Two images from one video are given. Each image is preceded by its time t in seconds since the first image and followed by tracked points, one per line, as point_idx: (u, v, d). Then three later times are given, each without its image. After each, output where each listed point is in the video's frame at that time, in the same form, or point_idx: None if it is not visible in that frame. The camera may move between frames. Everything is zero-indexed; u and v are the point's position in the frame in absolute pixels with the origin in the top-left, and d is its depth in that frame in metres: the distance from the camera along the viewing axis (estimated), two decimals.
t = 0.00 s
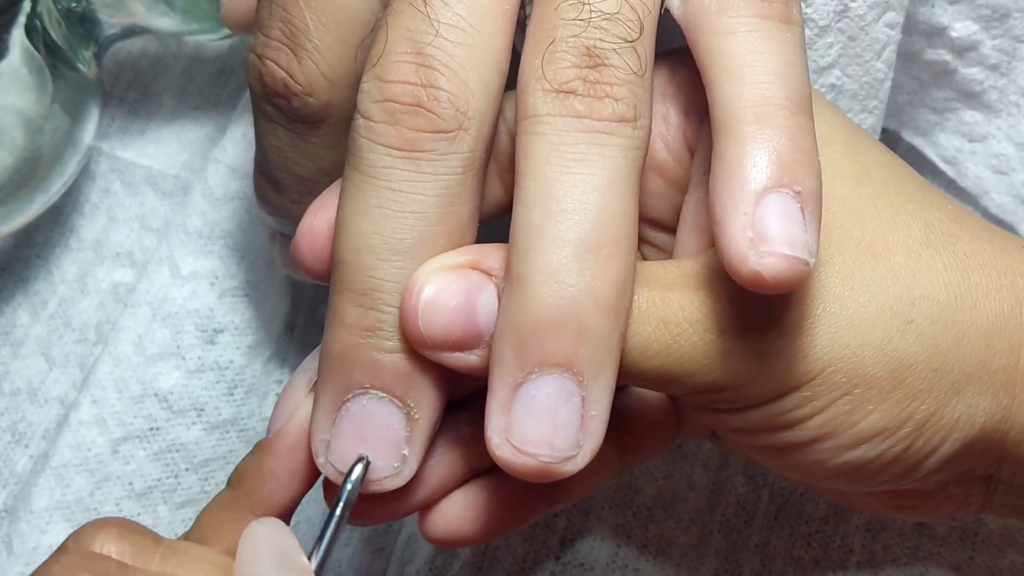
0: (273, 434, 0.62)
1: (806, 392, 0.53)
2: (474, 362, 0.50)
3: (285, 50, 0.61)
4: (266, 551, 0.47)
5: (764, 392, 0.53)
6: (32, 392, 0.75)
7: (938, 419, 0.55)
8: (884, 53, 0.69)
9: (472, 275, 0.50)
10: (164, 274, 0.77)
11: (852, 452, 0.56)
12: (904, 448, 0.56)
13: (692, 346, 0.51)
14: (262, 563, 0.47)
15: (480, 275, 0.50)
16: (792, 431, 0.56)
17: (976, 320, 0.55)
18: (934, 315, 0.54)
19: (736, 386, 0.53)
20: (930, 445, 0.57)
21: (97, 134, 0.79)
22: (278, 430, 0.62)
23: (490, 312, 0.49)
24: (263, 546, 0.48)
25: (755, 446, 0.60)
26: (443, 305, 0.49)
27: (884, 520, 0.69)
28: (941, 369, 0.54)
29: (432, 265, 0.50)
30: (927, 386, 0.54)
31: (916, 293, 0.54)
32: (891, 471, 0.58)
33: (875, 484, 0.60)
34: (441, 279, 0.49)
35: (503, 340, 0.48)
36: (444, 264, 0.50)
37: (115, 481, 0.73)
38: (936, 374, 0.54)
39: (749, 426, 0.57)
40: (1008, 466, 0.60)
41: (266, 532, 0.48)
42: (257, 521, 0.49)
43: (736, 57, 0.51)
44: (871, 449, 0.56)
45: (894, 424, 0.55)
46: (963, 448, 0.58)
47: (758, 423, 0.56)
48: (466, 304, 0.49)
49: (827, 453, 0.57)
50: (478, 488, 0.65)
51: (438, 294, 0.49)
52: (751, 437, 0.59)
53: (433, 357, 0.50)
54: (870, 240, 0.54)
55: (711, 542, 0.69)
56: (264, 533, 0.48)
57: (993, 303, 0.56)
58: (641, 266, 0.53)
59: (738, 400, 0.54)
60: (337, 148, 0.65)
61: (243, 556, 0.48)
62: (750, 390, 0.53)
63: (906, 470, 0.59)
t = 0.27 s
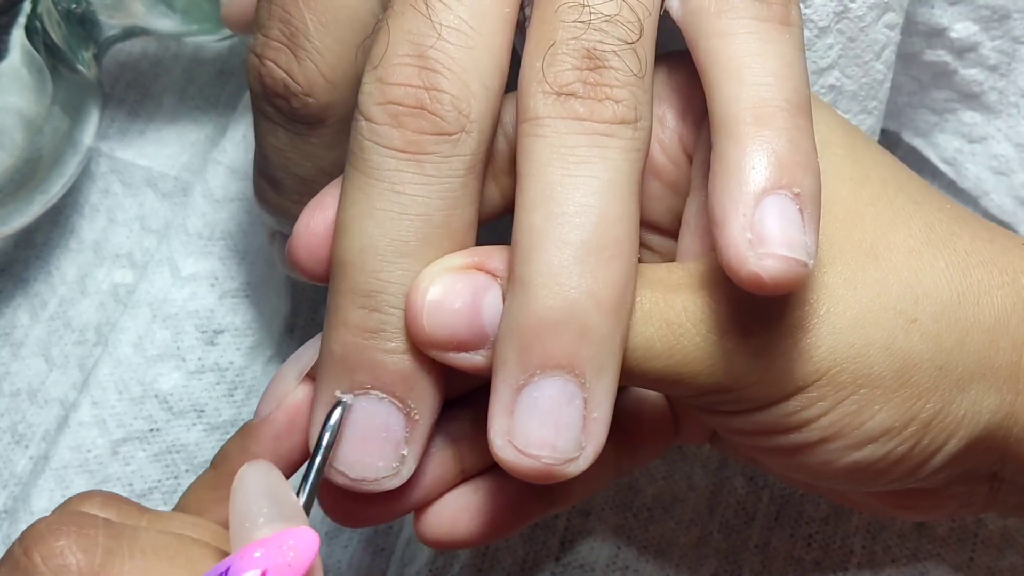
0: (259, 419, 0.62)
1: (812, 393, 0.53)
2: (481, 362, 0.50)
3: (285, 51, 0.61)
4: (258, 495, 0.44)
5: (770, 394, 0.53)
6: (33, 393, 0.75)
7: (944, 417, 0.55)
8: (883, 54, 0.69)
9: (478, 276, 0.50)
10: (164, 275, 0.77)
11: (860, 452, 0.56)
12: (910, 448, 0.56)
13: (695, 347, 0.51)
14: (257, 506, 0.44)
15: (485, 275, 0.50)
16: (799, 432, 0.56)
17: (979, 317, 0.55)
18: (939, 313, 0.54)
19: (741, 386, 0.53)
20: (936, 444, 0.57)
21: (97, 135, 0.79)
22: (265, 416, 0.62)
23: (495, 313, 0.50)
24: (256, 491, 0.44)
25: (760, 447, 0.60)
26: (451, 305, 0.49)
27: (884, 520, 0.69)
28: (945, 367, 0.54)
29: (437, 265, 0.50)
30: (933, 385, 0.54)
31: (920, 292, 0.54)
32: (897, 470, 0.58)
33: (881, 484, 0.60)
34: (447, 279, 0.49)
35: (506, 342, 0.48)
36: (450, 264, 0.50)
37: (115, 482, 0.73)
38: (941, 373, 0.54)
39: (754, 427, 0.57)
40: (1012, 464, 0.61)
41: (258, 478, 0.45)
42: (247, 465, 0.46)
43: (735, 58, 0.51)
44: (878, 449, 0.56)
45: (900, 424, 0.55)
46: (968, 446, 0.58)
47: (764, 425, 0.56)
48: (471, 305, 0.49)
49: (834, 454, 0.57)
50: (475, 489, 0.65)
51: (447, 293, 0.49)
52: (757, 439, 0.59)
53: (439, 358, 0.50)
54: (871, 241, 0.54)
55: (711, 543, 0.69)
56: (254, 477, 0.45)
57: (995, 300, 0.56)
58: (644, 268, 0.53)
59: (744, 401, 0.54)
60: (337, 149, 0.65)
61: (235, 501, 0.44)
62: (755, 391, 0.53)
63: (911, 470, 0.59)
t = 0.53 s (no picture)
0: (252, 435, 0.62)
1: (813, 395, 0.53)
2: (482, 365, 0.50)
3: (286, 52, 0.61)
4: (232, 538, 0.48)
5: (772, 396, 0.53)
6: (33, 393, 0.74)
7: (945, 418, 0.55)
8: (883, 55, 0.69)
9: (480, 279, 0.50)
10: (165, 275, 0.77)
11: (862, 454, 0.56)
12: (911, 449, 0.56)
13: (696, 349, 0.51)
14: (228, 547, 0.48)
15: (487, 278, 0.50)
16: (801, 435, 0.56)
17: (980, 317, 0.55)
18: (939, 314, 0.54)
19: (743, 388, 0.53)
20: (938, 444, 0.57)
21: (97, 135, 0.79)
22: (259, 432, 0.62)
23: (496, 316, 0.50)
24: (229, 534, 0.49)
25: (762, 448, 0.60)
26: (452, 309, 0.49)
27: (884, 521, 0.69)
28: (946, 367, 0.54)
29: (438, 269, 0.50)
30: (935, 385, 0.54)
31: (920, 293, 0.54)
32: (899, 471, 0.58)
33: (883, 485, 0.60)
34: (449, 283, 0.50)
35: (507, 345, 0.48)
36: (452, 267, 0.50)
37: (115, 482, 0.73)
38: (942, 373, 0.54)
39: (756, 429, 0.57)
40: (1013, 463, 0.61)
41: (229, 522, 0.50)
42: (222, 510, 0.51)
43: (736, 61, 0.51)
44: (880, 450, 0.56)
45: (902, 425, 0.55)
46: (970, 446, 0.58)
47: (766, 427, 0.56)
48: (473, 308, 0.49)
49: (837, 456, 0.57)
50: (475, 490, 0.65)
51: (448, 298, 0.49)
52: (759, 441, 0.59)
53: (441, 360, 0.50)
54: (872, 242, 0.54)
55: (711, 544, 0.69)
56: (229, 522, 0.50)
57: (996, 299, 0.56)
58: (645, 270, 0.53)
59: (746, 403, 0.54)
60: (337, 151, 0.65)
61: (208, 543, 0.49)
62: (757, 393, 0.53)
63: (913, 470, 0.59)
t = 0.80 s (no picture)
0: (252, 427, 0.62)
1: (813, 393, 0.53)
2: (482, 364, 0.50)
3: (286, 51, 0.61)
4: (241, 529, 0.47)
5: (772, 394, 0.53)
6: (32, 392, 0.75)
7: (945, 415, 0.56)
8: (883, 54, 0.69)
9: (480, 278, 0.50)
10: (164, 274, 0.77)
11: (862, 452, 0.56)
12: (911, 446, 0.57)
13: (696, 347, 0.51)
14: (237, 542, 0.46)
15: (487, 277, 0.50)
16: (801, 433, 0.56)
17: (979, 314, 0.56)
18: (938, 312, 0.54)
19: (743, 386, 0.53)
20: (938, 441, 0.57)
21: (96, 134, 0.79)
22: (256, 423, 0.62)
23: (496, 316, 0.50)
24: (238, 529, 0.47)
25: (762, 446, 0.60)
26: (452, 308, 0.49)
27: (883, 519, 0.69)
28: (946, 365, 0.54)
29: (438, 269, 0.50)
30: (935, 383, 0.54)
31: (919, 291, 0.54)
32: (899, 469, 0.58)
33: (883, 482, 0.60)
34: (449, 282, 0.50)
35: (507, 344, 0.48)
36: (452, 266, 0.50)
37: (115, 481, 0.73)
38: (942, 370, 0.54)
39: (756, 427, 0.57)
40: (1012, 461, 0.61)
41: (240, 516, 0.47)
42: (232, 503, 0.49)
43: (736, 60, 0.51)
44: (881, 447, 0.56)
45: (902, 423, 0.55)
46: (970, 443, 0.58)
47: (767, 425, 0.56)
48: (473, 307, 0.50)
49: (837, 453, 0.57)
50: (475, 488, 0.65)
51: (448, 297, 0.49)
52: (760, 439, 0.59)
53: (441, 359, 0.50)
54: (871, 240, 0.55)
55: (710, 542, 0.70)
56: (240, 517, 0.48)
57: (995, 297, 0.56)
58: (645, 269, 0.53)
59: (747, 401, 0.54)
60: (337, 149, 0.65)
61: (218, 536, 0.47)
62: (757, 391, 0.53)
63: (913, 468, 0.59)
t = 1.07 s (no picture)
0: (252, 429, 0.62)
1: (814, 393, 0.53)
2: (482, 364, 0.50)
3: (286, 51, 0.61)
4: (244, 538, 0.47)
5: (773, 394, 0.53)
6: (33, 392, 0.75)
7: (946, 415, 0.55)
8: (883, 54, 0.69)
9: (480, 278, 0.50)
10: (165, 274, 0.77)
11: (863, 451, 0.56)
12: (912, 446, 0.56)
13: (697, 347, 0.51)
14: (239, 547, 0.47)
15: (487, 278, 0.50)
16: (802, 433, 0.56)
17: (980, 314, 0.55)
18: (939, 312, 0.54)
19: (744, 385, 0.53)
20: (939, 441, 0.57)
21: (96, 134, 0.79)
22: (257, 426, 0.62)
23: (496, 316, 0.50)
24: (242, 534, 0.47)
25: (763, 446, 0.60)
26: (452, 308, 0.49)
27: (883, 520, 0.69)
28: (947, 365, 0.54)
29: (439, 269, 0.50)
30: (936, 382, 0.54)
31: (920, 290, 0.54)
32: (901, 469, 0.58)
33: (885, 482, 0.60)
34: (449, 282, 0.50)
35: (508, 344, 0.48)
36: (452, 267, 0.50)
37: (116, 482, 0.73)
38: (943, 370, 0.54)
39: (757, 427, 0.57)
40: (1013, 461, 0.61)
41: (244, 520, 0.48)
42: (237, 507, 0.49)
43: (737, 60, 0.51)
44: (882, 447, 0.56)
45: (903, 423, 0.55)
46: (971, 442, 0.58)
47: (768, 425, 0.56)
48: (473, 307, 0.49)
49: (838, 453, 0.57)
50: (475, 489, 0.65)
51: (447, 297, 0.49)
52: (761, 439, 0.59)
53: (441, 359, 0.50)
54: (872, 240, 0.54)
55: (711, 543, 0.69)
56: (244, 520, 0.48)
57: (996, 296, 0.56)
58: (646, 268, 0.53)
59: (747, 401, 0.54)
60: (338, 150, 0.65)
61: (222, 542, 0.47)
62: (758, 390, 0.53)
63: (914, 468, 0.59)
